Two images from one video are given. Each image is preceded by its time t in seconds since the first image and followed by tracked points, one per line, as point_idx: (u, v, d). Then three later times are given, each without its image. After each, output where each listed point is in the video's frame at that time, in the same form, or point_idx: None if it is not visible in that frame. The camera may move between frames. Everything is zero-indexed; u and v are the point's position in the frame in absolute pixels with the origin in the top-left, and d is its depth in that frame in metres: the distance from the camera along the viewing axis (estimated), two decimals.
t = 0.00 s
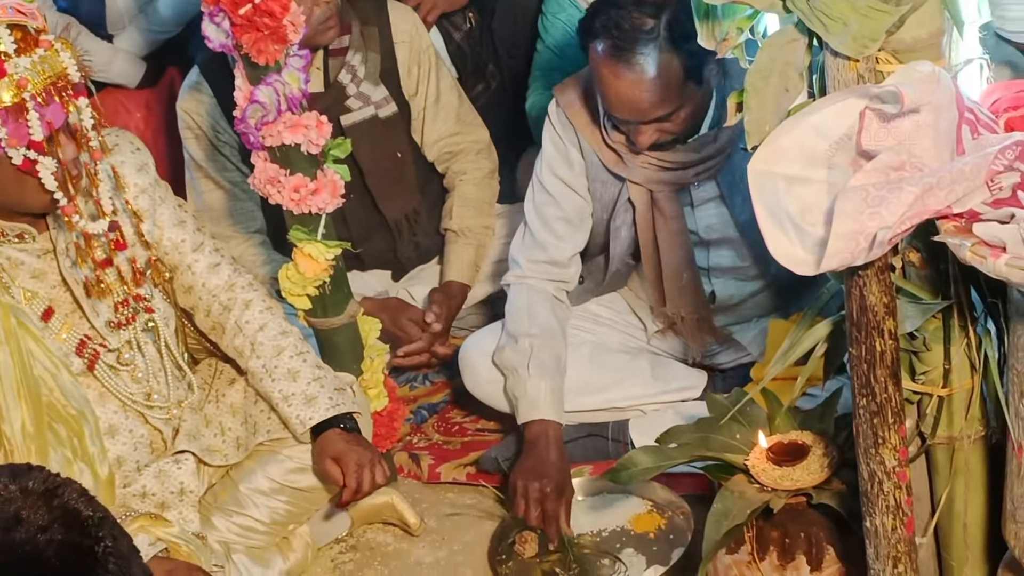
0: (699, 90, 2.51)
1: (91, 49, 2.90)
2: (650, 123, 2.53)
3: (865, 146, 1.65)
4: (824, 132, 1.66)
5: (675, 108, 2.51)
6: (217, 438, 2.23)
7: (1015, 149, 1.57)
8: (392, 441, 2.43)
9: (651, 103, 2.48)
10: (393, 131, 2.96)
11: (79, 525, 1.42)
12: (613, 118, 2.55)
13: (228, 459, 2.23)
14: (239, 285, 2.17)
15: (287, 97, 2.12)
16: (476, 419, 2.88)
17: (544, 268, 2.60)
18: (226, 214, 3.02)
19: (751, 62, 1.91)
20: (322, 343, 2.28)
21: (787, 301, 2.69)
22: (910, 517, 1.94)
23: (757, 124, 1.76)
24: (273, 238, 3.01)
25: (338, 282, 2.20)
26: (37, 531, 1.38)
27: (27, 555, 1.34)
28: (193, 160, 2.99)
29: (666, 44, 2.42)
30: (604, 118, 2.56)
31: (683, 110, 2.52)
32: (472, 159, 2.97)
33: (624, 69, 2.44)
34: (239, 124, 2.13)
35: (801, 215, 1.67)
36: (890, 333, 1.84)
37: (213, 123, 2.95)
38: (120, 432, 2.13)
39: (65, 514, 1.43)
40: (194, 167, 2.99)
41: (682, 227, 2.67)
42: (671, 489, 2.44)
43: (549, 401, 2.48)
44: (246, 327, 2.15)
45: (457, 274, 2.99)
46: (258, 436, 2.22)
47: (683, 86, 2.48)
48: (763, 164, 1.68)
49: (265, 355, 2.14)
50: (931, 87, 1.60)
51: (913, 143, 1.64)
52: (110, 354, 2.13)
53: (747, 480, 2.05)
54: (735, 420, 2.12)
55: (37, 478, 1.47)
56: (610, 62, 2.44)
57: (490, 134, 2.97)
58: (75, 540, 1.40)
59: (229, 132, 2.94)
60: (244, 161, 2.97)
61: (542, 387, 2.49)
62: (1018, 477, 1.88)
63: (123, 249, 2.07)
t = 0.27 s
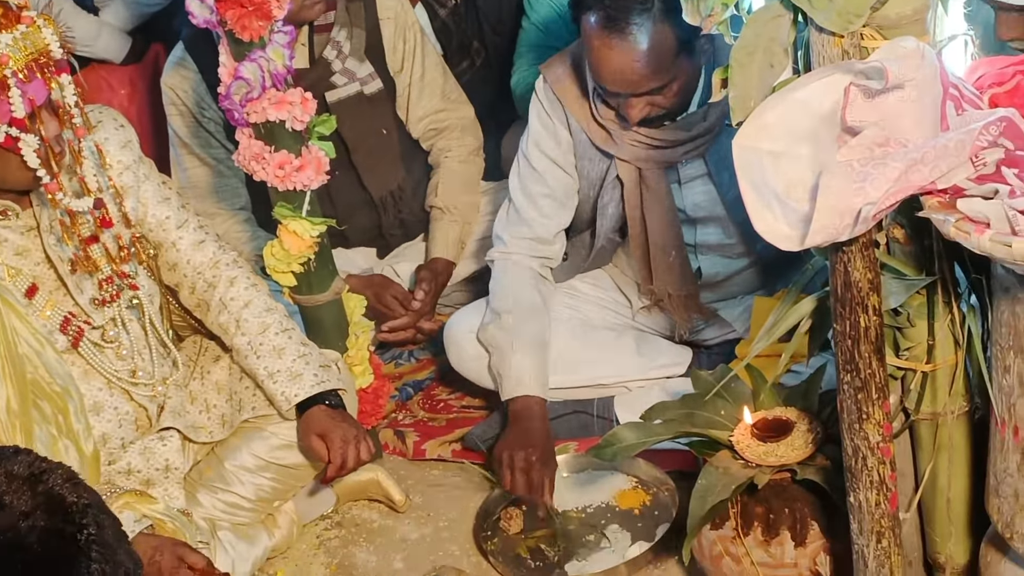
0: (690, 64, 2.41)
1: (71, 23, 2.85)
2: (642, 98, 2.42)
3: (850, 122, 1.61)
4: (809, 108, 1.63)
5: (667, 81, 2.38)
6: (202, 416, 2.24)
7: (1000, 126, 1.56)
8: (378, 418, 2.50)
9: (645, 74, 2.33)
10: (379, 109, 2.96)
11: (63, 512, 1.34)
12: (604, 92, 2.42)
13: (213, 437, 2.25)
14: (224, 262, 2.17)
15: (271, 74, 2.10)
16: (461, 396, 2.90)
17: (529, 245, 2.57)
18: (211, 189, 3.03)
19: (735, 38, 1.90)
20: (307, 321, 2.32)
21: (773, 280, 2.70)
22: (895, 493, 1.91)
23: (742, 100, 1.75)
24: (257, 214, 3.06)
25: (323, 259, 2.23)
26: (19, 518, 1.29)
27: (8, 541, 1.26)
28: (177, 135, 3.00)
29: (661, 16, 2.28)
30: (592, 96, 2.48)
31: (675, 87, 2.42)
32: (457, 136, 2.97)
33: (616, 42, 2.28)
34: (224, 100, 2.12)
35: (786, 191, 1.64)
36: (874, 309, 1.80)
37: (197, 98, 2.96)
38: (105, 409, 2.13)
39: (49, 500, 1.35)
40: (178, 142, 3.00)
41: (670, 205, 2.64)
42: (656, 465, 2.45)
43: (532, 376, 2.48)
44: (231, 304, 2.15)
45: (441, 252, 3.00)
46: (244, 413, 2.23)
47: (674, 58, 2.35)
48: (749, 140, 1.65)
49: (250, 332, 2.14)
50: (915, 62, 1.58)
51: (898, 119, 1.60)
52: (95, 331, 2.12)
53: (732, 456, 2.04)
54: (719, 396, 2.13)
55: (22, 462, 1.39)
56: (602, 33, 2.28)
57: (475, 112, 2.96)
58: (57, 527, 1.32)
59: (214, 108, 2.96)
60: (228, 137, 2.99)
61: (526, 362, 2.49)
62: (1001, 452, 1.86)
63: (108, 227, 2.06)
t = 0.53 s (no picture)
0: (687, 42, 2.41)
1: (59, 8, 2.83)
2: (639, 74, 2.44)
3: (838, 108, 1.57)
4: (797, 93, 1.59)
5: (663, 57, 2.39)
6: (191, 401, 2.26)
7: (988, 110, 1.53)
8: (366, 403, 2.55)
9: (642, 48, 2.35)
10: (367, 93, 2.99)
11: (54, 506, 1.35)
12: (602, 66, 2.46)
13: (202, 422, 2.26)
14: (212, 247, 2.18)
15: (259, 59, 2.10)
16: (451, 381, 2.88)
17: (501, 209, 2.66)
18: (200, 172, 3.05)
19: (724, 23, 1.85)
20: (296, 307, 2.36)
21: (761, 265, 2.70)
22: (882, 477, 1.86)
23: (730, 86, 1.70)
24: (245, 199, 3.08)
25: (311, 244, 2.26)
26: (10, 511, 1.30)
27: None
28: (165, 119, 3.01)
29: None
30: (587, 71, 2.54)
31: (670, 65, 2.43)
32: (446, 121, 3.00)
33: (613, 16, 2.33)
34: (212, 86, 2.11)
35: (774, 175, 1.61)
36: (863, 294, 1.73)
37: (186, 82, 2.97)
38: (93, 394, 2.13)
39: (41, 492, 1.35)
40: (167, 126, 3.02)
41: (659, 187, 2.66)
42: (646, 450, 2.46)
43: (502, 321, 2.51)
44: (219, 290, 2.16)
45: (430, 236, 3.00)
46: (232, 398, 2.25)
47: (672, 35, 2.36)
48: (736, 125, 1.61)
49: (238, 318, 2.16)
50: (904, 47, 1.53)
51: (887, 104, 1.56)
52: (83, 317, 2.11)
53: (720, 441, 2.04)
54: (708, 381, 2.12)
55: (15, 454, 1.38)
56: (601, 8, 2.34)
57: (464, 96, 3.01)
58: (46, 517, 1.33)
59: (202, 93, 2.97)
60: (217, 123, 3.00)
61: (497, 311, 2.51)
62: (988, 437, 1.79)
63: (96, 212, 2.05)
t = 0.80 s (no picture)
0: (681, 26, 2.44)
1: None
2: (632, 56, 2.46)
3: (829, 92, 1.54)
4: (788, 78, 1.56)
5: (660, 38, 2.42)
6: (180, 386, 2.25)
7: (978, 96, 1.49)
8: (356, 388, 2.61)
9: (638, 29, 2.39)
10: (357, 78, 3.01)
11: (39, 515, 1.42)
12: (595, 49, 2.48)
13: (192, 408, 2.26)
14: (201, 233, 2.18)
15: (249, 44, 2.09)
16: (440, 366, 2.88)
17: (479, 188, 2.68)
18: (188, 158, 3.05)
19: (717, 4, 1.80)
20: (286, 292, 2.38)
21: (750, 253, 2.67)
22: (871, 462, 1.83)
23: (721, 70, 1.68)
24: (234, 183, 3.08)
25: (300, 230, 2.27)
26: None
27: None
28: (154, 104, 3.02)
29: None
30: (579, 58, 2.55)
31: (666, 47, 2.44)
32: (435, 108, 3.02)
33: None
34: (200, 71, 2.10)
35: (765, 160, 1.58)
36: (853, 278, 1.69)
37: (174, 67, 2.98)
38: (82, 379, 2.12)
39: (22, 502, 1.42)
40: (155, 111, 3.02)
41: (650, 173, 2.65)
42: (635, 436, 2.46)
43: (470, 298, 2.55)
44: (209, 275, 2.17)
45: (420, 221, 3.00)
46: (221, 383, 2.26)
47: (671, 15, 2.41)
48: (727, 109, 1.59)
49: (227, 302, 2.17)
50: (894, 32, 1.51)
51: (877, 89, 1.53)
52: (72, 301, 2.11)
53: (710, 426, 2.04)
54: (698, 367, 2.12)
55: None
56: None
57: (453, 82, 3.03)
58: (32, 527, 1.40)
59: (191, 78, 2.98)
60: (206, 108, 3.02)
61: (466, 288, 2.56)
62: (977, 421, 1.77)
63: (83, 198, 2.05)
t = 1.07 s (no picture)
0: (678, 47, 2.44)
1: None
2: (632, 81, 2.46)
3: (824, 83, 1.51)
4: (783, 67, 1.52)
5: (659, 64, 2.43)
6: (174, 374, 2.26)
7: (973, 86, 1.49)
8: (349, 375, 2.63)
9: (638, 54, 2.40)
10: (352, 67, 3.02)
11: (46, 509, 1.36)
12: (594, 77, 2.46)
13: (186, 396, 2.26)
14: (195, 222, 2.18)
15: (243, 32, 2.09)
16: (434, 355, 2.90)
17: (478, 220, 2.48)
18: (182, 148, 3.05)
19: None
20: (280, 280, 2.38)
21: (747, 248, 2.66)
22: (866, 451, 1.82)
23: (716, 60, 1.65)
24: (229, 171, 3.06)
25: (295, 219, 2.27)
26: None
27: None
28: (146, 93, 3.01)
29: None
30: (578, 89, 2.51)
31: (667, 73, 2.45)
32: (429, 96, 3.01)
33: (609, 23, 2.38)
34: (194, 59, 2.10)
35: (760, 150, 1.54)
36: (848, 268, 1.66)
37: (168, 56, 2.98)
38: (76, 367, 2.13)
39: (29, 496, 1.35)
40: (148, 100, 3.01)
41: (651, 192, 2.61)
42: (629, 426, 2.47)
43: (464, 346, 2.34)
44: (203, 264, 2.17)
45: (415, 211, 3.01)
46: (216, 371, 2.24)
47: (669, 39, 2.41)
48: (722, 99, 1.55)
49: (221, 291, 2.17)
50: (890, 22, 1.49)
51: (872, 79, 1.50)
52: (66, 290, 2.11)
53: (704, 416, 2.04)
54: (692, 356, 2.12)
55: None
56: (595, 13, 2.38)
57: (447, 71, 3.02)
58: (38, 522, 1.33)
59: (184, 67, 2.97)
60: (200, 97, 3.01)
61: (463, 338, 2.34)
62: (971, 411, 1.77)
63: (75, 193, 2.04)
